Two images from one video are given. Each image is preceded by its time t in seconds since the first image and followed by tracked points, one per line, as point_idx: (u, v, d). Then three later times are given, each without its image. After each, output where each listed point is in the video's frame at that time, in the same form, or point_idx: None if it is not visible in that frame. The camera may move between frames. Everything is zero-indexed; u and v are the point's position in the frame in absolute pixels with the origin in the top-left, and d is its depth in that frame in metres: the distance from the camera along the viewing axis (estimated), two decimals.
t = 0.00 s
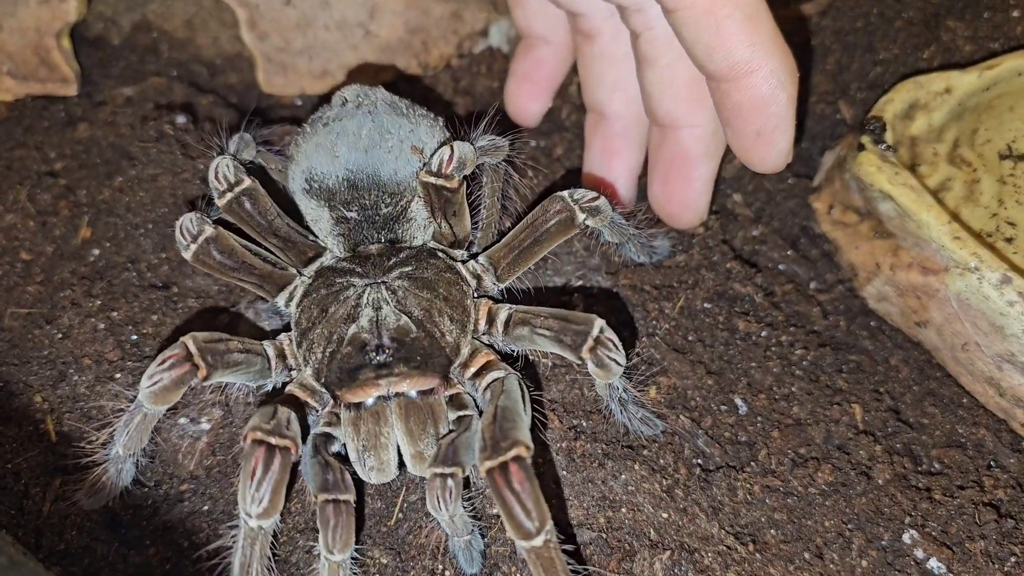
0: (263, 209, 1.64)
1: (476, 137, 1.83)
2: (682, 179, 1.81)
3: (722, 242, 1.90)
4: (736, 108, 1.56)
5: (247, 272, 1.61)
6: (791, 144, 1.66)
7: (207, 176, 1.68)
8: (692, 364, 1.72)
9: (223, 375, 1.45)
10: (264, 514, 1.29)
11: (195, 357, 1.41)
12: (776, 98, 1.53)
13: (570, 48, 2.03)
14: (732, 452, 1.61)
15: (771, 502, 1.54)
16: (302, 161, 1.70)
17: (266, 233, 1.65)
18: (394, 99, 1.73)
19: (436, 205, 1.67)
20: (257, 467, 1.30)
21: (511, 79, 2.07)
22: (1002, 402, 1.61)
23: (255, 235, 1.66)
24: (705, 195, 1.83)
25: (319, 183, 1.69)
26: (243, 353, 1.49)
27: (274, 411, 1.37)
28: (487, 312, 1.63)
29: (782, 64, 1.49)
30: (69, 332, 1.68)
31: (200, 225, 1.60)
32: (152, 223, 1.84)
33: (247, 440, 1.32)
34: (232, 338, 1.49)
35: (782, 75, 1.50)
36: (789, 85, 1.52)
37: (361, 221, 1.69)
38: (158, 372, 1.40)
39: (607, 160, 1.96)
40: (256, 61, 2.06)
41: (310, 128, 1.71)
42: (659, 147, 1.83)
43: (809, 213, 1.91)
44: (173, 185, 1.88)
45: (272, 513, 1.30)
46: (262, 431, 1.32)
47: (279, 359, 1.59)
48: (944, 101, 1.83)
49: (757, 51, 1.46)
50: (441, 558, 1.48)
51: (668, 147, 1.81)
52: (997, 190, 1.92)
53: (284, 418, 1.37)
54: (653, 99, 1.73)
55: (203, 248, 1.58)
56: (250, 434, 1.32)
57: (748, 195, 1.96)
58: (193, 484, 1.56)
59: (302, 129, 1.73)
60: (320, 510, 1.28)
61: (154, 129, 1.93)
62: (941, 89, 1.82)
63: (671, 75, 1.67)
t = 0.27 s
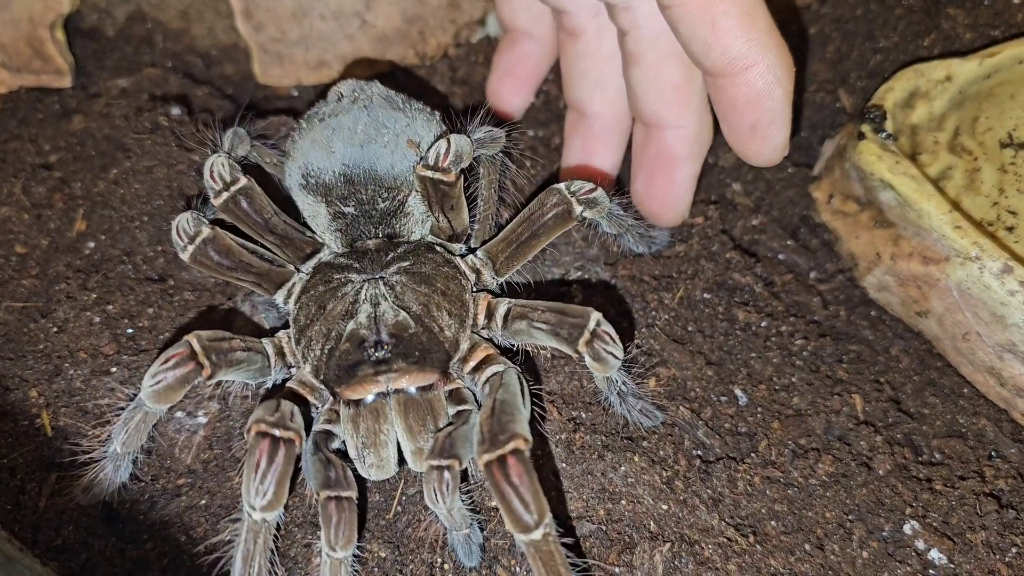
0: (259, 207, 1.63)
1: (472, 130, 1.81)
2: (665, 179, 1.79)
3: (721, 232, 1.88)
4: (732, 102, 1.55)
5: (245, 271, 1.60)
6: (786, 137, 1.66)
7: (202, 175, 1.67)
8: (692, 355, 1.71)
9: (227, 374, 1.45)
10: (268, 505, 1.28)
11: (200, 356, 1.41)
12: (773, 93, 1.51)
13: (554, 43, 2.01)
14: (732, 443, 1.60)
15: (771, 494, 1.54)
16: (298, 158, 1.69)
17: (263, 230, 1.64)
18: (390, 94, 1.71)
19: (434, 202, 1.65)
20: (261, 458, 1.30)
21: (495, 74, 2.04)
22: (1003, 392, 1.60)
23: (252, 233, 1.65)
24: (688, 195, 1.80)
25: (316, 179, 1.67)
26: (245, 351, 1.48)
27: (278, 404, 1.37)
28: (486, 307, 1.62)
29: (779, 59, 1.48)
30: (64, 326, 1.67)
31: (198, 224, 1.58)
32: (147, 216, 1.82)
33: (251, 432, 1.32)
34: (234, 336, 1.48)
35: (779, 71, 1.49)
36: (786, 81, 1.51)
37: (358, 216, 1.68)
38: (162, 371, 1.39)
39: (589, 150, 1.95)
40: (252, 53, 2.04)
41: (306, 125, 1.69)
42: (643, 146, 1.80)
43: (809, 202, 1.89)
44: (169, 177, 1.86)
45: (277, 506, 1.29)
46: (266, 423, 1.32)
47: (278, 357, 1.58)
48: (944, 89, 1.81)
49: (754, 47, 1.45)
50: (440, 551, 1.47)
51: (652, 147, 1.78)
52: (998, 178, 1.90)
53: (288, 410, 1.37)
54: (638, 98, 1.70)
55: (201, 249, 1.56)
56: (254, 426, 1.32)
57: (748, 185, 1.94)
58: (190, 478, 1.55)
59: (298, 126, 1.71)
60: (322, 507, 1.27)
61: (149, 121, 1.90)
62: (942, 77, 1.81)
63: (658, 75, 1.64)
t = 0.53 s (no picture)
0: (257, 201, 1.61)
1: (469, 122, 1.78)
2: (656, 165, 1.79)
3: (720, 223, 1.86)
4: (736, 84, 1.54)
5: (244, 265, 1.59)
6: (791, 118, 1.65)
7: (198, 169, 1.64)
8: (691, 346, 1.71)
9: (225, 367, 1.45)
10: (267, 497, 1.28)
11: (199, 348, 1.40)
12: (777, 75, 1.50)
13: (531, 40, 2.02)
14: (732, 435, 1.61)
15: (771, 485, 1.54)
16: (296, 152, 1.69)
17: (260, 225, 1.62)
18: (387, 88, 1.73)
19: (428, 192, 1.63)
20: (260, 450, 1.29)
21: (469, 62, 2.02)
22: (1003, 383, 1.60)
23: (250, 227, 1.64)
24: (679, 181, 1.81)
25: (313, 172, 1.67)
26: (243, 344, 1.48)
27: (275, 395, 1.37)
28: (483, 299, 1.62)
29: (783, 40, 1.46)
30: (62, 320, 1.66)
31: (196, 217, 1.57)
32: (144, 209, 1.81)
33: (250, 423, 1.32)
34: (233, 329, 1.48)
35: (783, 52, 1.47)
36: (790, 62, 1.49)
37: (355, 209, 1.67)
38: (160, 364, 1.39)
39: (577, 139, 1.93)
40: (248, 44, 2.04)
41: (304, 120, 1.70)
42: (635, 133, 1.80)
43: (809, 193, 1.88)
44: (166, 170, 1.86)
45: (275, 498, 1.29)
46: (265, 414, 1.32)
47: (276, 351, 1.57)
48: (944, 80, 1.80)
49: (757, 28, 1.43)
50: (439, 543, 1.47)
51: (644, 134, 1.78)
52: (998, 169, 1.90)
53: (286, 402, 1.37)
54: (631, 84, 1.70)
55: (198, 243, 1.55)
56: (253, 418, 1.32)
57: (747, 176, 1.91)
58: (189, 472, 1.55)
59: (296, 121, 1.72)
60: (321, 501, 1.27)
61: (146, 113, 1.89)
62: (942, 68, 1.79)
63: (650, 62, 1.64)
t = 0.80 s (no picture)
0: (233, 196, 1.61)
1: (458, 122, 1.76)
2: (653, 147, 1.78)
3: (719, 217, 1.85)
4: (736, 65, 1.55)
5: (221, 259, 1.59)
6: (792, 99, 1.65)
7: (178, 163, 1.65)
8: (691, 341, 1.71)
9: (201, 364, 1.44)
10: (235, 498, 1.29)
11: (174, 344, 1.40)
12: (778, 55, 1.50)
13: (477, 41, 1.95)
14: (731, 429, 1.61)
15: (771, 479, 1.55)
16: (278, 148, 1.67)
17: (237, 220, 1.61)
18: (372, 82, 1.68)
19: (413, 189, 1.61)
20: (227, 450, 1.30)
21: (410, 56, 1.96)
22: (1002, 377, 1.60)
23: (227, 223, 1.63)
24: (675, 164, 1.80)
25: (295, 169, 1.65)
26: (220, 343, 1.48)
27: (245, 395, 1.37)
28: (464, 300, 1.59)
29: (783, 20, 1.47)
30: (61, 315, 1.67)
31: (172, 211, 1.58)
32: (143, 204, 1.80)
33: (218, 424, 1.33)
34: (210, 328, 1.48)
35: (784, 32, 1.47)
36: (790, 41, 1.49)
37: (335, 210, 1.65)
38: (134, 360, 1.39)
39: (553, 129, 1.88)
40: (248, 39, 1.99)
41: (286, 116, 1.66)
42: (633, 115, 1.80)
43: (809, 187, 1.86)
44: (165, 165, 1.84)
45: (245, 498, 1.30)
46: (233, 415, 1.33)
47: (254, 350, 1.56)
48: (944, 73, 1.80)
49: (758, 8, 1.44)
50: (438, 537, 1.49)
51: (643, 116, 1.77)
52: (997, 162, 1.90)
53: (256, 402, 1.37)
54: (630, 64, 1.70)
55: (174, 233, 1.57)
56: (220, 418, 1.32)
57: (747, 170, 1.89)
58: (190, 466, 1.56)
59: (279, 117, 1.69)
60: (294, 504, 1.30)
61: (145, 108, 1.88)
62: (941, 61, 1.79)
63: (651, 41, 1.64)
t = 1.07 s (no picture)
0: (217, 194, 1.60)
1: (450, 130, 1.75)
2: (640, 144, 1.76)
3: (720, 213, 1.85)
4: (732, 61, 1.54)
5: (205, 257, 1.57)
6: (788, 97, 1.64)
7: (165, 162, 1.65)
8: (691, 337, 1.70)
9: (183, 371, 1.42)
10: (217, 505, 1.28)
11: (156, 351, 1.38)
12: (774, 50, 1.49)
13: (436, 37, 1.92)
14: (732, 425, 1.61)
15: (771, 475, 1.56)
16: (266, 153, 1.66)
17: (221, 218, 1.60)
18: (361, 85, 1.67)
19: (402, 199, 1.58)
20: (208, 456, 1.29)
21: (368, 47, 1.93)
22: (1003, 372, 1.60)
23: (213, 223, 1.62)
24: (663, 162, 1.78)
25: (283, 174, 1.64)
26: (204, 349, 1.46)
27: (226, 401, 1.37)
28: (453, 309, 1.58)
29: (779, 14, 1.46)
30: (60, 312, 1.67)
31: (159, 206, 1.57)
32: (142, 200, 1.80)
33: (200, 427, 1.32)
34: (194, 333, 1.46)
35: (780, 27, 1.47)
36: (786, 36, 1.48)
37: (323, 215, 1.64)
38: (117, 366, 1.37)
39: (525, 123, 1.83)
40: (246, 35, 1.98)
41: (275, 120, 1.65)
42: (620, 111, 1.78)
43: (809, 182, 1.85)
44: (163, 161, 1.83)
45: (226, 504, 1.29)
46: (214, 419, 1.32)
47: (238, 358, 1.54)
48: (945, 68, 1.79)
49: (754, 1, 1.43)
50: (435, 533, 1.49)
51: (631, 111, 1.76)
52: (998, 157, 1.89)
53: (238, 407, 1.37)
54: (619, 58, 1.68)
55: (159, 228, 1.55)
56: (202, 422, 1.32)
57: (747, 165, 1.89)
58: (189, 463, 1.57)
59: (269, 121, 1.68)
60: (277, 517, 1.30)
61: (143, 104, 1.87)
62: (943, 56, 1.78)
63: (641, 35, 1.62)
